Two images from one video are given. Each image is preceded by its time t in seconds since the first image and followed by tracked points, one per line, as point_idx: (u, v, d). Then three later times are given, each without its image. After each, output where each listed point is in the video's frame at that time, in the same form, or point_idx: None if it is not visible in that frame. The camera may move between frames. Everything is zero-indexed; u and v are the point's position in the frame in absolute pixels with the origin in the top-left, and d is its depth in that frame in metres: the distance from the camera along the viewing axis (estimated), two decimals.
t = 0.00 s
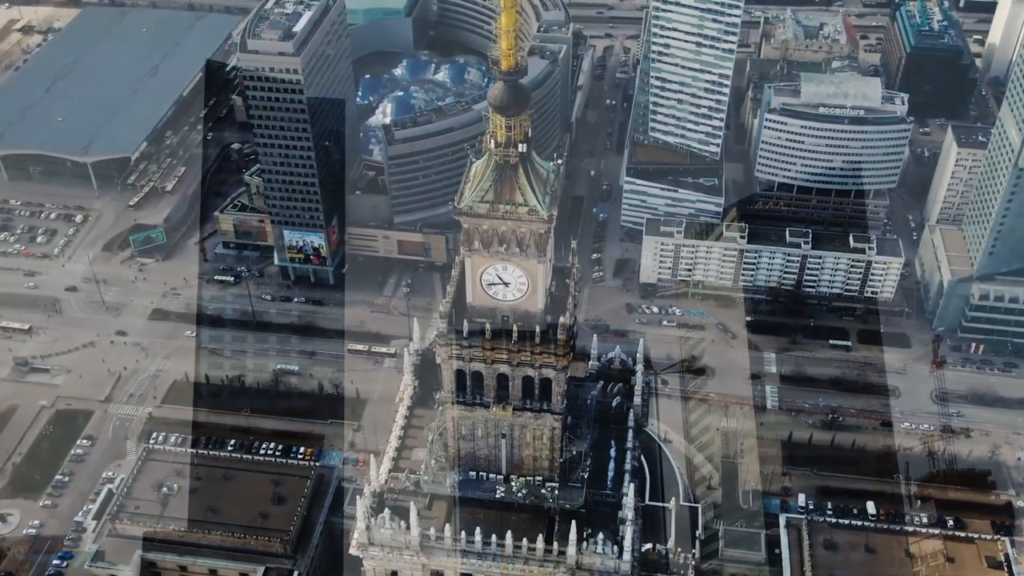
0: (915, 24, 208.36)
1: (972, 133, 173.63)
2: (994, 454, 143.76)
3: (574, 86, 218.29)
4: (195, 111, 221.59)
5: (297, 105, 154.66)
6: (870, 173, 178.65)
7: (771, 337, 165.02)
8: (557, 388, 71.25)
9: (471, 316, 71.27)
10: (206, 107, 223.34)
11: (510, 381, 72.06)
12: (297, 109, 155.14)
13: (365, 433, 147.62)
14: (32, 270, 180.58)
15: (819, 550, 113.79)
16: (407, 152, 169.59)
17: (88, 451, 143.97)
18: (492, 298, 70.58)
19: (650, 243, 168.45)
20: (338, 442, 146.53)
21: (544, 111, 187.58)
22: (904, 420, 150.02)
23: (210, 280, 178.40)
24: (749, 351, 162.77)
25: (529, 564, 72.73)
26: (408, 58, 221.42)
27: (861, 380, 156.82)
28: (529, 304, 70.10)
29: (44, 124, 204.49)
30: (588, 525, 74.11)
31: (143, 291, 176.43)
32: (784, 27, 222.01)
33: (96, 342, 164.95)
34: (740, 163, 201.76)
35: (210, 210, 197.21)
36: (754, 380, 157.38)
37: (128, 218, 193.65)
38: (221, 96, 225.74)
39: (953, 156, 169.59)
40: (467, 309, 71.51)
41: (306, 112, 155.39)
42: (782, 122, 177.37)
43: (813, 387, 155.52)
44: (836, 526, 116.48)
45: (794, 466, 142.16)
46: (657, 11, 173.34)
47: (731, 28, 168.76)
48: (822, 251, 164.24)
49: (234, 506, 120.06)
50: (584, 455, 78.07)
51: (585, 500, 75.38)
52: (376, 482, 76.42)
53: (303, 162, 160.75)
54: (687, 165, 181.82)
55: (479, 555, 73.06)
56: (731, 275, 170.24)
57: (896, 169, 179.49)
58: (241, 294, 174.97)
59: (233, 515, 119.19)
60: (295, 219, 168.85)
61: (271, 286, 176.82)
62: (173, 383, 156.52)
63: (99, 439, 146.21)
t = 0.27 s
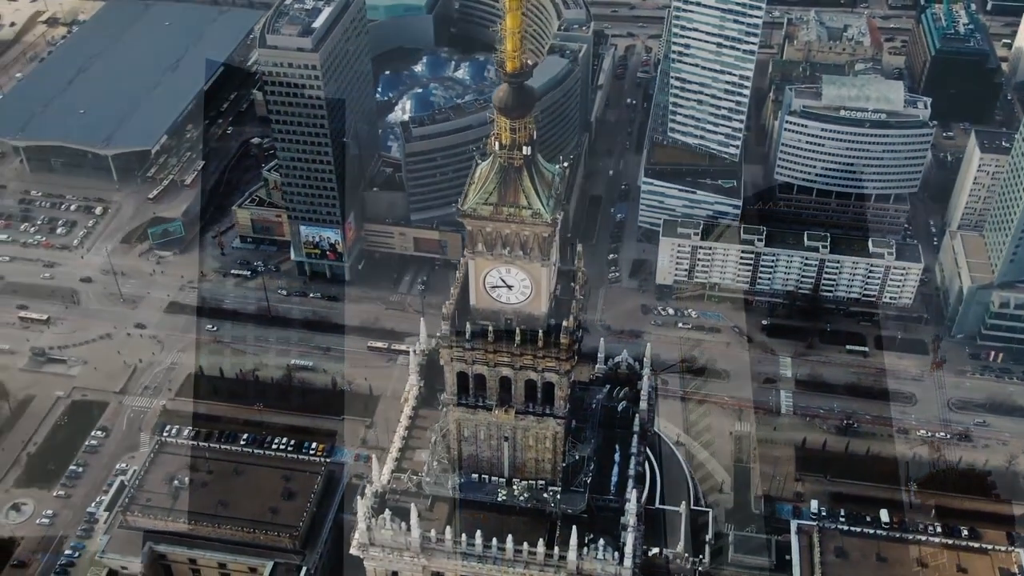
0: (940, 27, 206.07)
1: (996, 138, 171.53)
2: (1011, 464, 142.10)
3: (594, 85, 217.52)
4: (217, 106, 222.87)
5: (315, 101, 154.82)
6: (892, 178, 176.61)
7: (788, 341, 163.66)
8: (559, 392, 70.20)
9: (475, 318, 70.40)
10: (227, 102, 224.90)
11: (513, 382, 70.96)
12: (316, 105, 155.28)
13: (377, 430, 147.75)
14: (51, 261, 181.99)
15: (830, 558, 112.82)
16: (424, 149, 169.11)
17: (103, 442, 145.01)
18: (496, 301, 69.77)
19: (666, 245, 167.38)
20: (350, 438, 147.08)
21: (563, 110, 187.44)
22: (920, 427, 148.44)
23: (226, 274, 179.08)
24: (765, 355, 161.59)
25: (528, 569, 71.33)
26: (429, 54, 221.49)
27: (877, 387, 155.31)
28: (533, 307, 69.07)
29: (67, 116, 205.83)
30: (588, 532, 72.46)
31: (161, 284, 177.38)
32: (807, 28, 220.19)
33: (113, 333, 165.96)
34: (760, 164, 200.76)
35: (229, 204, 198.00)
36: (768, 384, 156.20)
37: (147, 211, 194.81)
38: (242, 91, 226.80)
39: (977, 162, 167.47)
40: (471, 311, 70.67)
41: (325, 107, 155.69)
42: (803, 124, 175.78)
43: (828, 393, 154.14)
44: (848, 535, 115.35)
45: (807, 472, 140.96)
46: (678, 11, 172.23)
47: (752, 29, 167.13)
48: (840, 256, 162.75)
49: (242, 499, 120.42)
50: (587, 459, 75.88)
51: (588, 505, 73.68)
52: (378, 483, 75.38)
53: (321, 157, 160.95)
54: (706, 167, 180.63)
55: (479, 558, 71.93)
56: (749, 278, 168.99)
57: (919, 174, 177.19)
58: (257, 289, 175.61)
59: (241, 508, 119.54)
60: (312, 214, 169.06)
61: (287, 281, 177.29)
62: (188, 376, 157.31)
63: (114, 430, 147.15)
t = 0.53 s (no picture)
0: (963, 30, 203.76)
1: (1017, 143, 169.43)
2: None
3: (612, 84, 216.68)
4: (236, 102, 224.10)
5: (331, 98, 154.99)
6: (911, 183, 174.89)
7: (803, 345, 162.46)
8: (562, 396, 69.30)
9: (477, 321, 69.80)
10: (245, 97, 226.22)
11: (516, 385, 69.88)
12: (332, 102, 155.51)
13: (387, 426, 147.99)
14: (68, 253, 183.18)
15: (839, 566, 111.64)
16: (439, 147, 168.95)
17: (115, 435, 145.95)
18: (499, 303, 68.92)
19: (681, 245, 166.14)
20: (361, 435, 147.44)
21: (580, 109, 187.05)
22: (933, 434, 147.23)
23: (241, 268, 179.73)
24: (779, 358, 160.50)
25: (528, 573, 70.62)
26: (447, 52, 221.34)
27: (891, 392, 154.07)
28: (536, 310, 68.31)
29: (86, 109, 207.00)
30: (589, 537, 71.88)
31: (176, 278, 178.22)
32: (828, 30, 218.50)
33: (127, 326, 166.85)
34: (777, 166, 199.97)
35: (245, 198, 198.89)
36: (781, 388, 155.14)
37: (164, 204, 195.89)
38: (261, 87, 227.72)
39: (997, 167, 165.39)
40: (474, 313, 70.04)
41: (341, 104, 155.90)
42: (820, 127, 174.22)
43: (841, 398, 153.06)
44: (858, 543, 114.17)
45: (818, 477, 139.97)
46: (697, 12, 171.03)
47: (772, 30, 165.47)
48: (857, 260, 161.29)
49: (252, 495, 121.10)
50: (590, 463, 75.21)
51: (590, 510, 73.10)
52: (380, 484, 74.88)
53: (337, 153, 161.33)
54: (723, 169, 179.56)
55: (480, 561, 71.25)
56: (764, 280, 167.79)
57: (938, 179, 175.29)
58: (271, 284, 176.28)
59: (251, 503, 120.25)
60: (326, 211, 169.51)
61: (301, 277, 177.70)
62: (201, 369, 157.97)
63: (126, 423, 147.96)
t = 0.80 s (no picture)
0: (986, 33, 201.64)
1: None
2: None
3: (630, 83, 215.97)
4: (255, 98, 225.02)
5: (347, 94, 155.09)
6: (930, 188, 173.24)
7: (817, 349, 161.25)
8: (564, 399, 68.49)
9: (480, 323, 69.25)
10: (264, 92, 227.08)
11: (518, 388, 69.19)
12: (348, 98, 155.62)
13: (397, 424, 148.02)
14: (85, 245, 184.36)
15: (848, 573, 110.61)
16: (454, 146, 169.09)
17: (128, 427, 146.76)
18: (501, 306, 68.23)
19: (696, 246, 165.17)
20: (371, 432, 147.58)
21: (597, 108, 186.61)
22: (947, 441, 145.73)
23: (256, 263, 180.31)
24: (792, 362, 159.31)
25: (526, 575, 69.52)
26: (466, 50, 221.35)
27: (905, 398, 152.68)
28: (539, 313, 67.77)
29: (106, 103, 208.19)
30: (589, 541, 70.79)
31: (191, 272, 179.01)
32: (849, 31, 216.93)
33: (142, 319, 167.77)
34: (795, 168, 198.94)
35: (262, 193, 199.56)
36: (795, 392, 154.03)
37: (181, 198, 196.83)
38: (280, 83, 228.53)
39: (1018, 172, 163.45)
40: (477, 315, 69.61)
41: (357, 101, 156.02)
42: (838, 130, 172.97)
43: (854, 403, 151.85)
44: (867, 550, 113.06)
45: (829, 483, 138.80)
46: (715, 13, 170.06)
47: (791, 32, 164.24)
48: (874, 264, 159.79)
49: (262, 490, 121.59)
50: (593, 468, 73.78)
51: (591, 515, 71.94)
52: (381, 483, 73.97)
53: (353, 150, 161.45)
54: (739, 170, 178.69)
55: (480, 563, 70.30)
56: (779, 284, 166.59)
57: (957, 185, 173.61)
58: (286, 279, 176.78)
59: (260, 498, 120.74)
60: (341, 207, 169.60)
61: (315, 272, 178.01)
62: (213, 364, 158.58)
63: (139, 416, 148.76)
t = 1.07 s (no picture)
0: (1013, 37, 199.12)
1: None
2: None
3: (651, 83, 214.99)
4: (275, 93, 225.71)
5: (366, 91, 155.12)
6: (952, 193, 171.32)
7: (833, 355, 159.83)
8: (566, 404, 67.49)
9: (482, 325, 67.94)
10: (285, 87, 227.83)
11: (520, 392, 68.34)
12: (366, 95, 155.60)
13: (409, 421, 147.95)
14: (104, 237, 185.58)
15: None
16: (471, 144, 168.77)
17: (141, 420, 147.67)
18: (504, 309, 67.11)
19: (713, 249, 163.93)
20: (383, 429, 147.66)
21: (616, 108, 185.62)
22: (963, 450, 144.11)
23: (272, 258, 180.85)
24: (808, 367, 158.05)
25: None
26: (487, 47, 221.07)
27: (922, 406, 151.13)
28: (542, 317, 66.59)
29: (128, 96, 209.36)
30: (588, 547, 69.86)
31: (208, 265, 179.82)
32: (873, 34, 214.93)
33: (158, 312, 168.67)
34: (815, 171, 197.47)
35: (280, 188, 200.22)
36: (810, 398, 152.76)
37: (200, 192, 197.76)
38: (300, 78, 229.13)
39: None
40: (479, 318, 68.26)
41: (375, 98, 155.99)
42: (859, 134, 171.27)
43: (870, 410, 150.43)
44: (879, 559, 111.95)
45: (842, 490, 137.55)
46: (737, 14, 168.10)
47: (813, 34, 162.19)
48: (892, 270, 158.14)
49: (272, 485, 121.89)
50: (595, 473, 73.02)
51: (593, 521, 71.23)
52: (383, 484, 73.49)
53: (370, 146, 161.48)
54: (758, 172, 177.35)
55: (479, 567, 69.31)
56: (796, 288, 165.10)
57: (979, 190, 171.62)
58: (302, 274, 177.21)
59: (270, 493, 121.04)
60: (358, 203, 169.75)
61: (331, 268, 178.33)
62: (228, 358, 159.19)
63: (153, 409, 149.65)
